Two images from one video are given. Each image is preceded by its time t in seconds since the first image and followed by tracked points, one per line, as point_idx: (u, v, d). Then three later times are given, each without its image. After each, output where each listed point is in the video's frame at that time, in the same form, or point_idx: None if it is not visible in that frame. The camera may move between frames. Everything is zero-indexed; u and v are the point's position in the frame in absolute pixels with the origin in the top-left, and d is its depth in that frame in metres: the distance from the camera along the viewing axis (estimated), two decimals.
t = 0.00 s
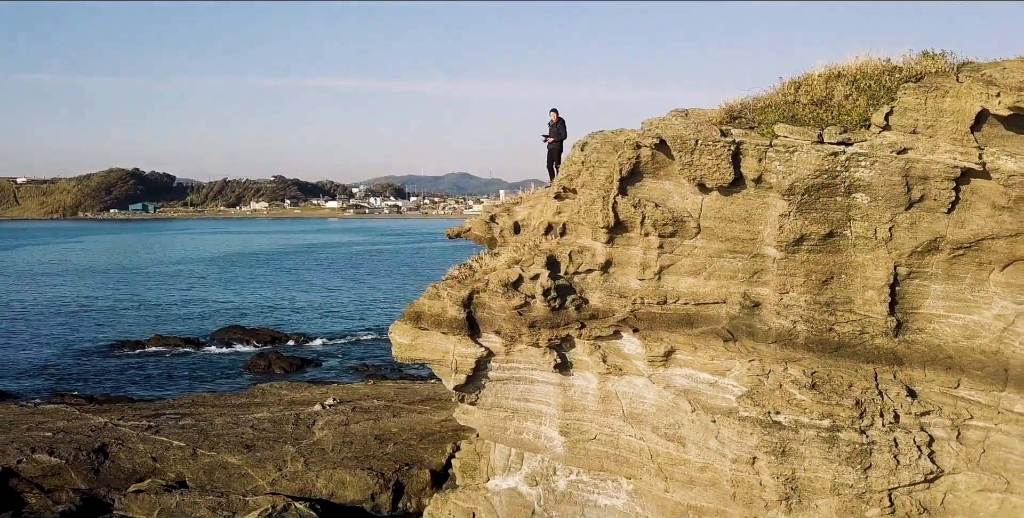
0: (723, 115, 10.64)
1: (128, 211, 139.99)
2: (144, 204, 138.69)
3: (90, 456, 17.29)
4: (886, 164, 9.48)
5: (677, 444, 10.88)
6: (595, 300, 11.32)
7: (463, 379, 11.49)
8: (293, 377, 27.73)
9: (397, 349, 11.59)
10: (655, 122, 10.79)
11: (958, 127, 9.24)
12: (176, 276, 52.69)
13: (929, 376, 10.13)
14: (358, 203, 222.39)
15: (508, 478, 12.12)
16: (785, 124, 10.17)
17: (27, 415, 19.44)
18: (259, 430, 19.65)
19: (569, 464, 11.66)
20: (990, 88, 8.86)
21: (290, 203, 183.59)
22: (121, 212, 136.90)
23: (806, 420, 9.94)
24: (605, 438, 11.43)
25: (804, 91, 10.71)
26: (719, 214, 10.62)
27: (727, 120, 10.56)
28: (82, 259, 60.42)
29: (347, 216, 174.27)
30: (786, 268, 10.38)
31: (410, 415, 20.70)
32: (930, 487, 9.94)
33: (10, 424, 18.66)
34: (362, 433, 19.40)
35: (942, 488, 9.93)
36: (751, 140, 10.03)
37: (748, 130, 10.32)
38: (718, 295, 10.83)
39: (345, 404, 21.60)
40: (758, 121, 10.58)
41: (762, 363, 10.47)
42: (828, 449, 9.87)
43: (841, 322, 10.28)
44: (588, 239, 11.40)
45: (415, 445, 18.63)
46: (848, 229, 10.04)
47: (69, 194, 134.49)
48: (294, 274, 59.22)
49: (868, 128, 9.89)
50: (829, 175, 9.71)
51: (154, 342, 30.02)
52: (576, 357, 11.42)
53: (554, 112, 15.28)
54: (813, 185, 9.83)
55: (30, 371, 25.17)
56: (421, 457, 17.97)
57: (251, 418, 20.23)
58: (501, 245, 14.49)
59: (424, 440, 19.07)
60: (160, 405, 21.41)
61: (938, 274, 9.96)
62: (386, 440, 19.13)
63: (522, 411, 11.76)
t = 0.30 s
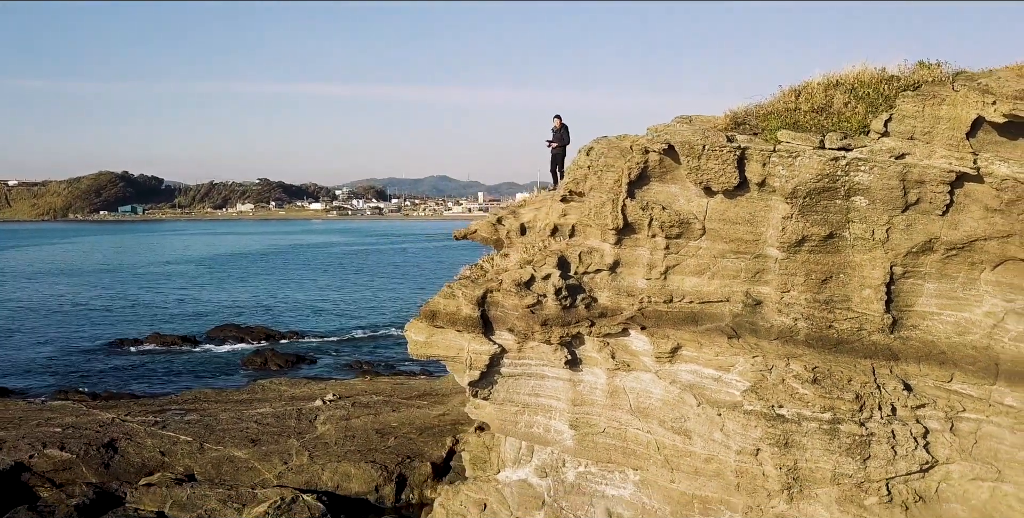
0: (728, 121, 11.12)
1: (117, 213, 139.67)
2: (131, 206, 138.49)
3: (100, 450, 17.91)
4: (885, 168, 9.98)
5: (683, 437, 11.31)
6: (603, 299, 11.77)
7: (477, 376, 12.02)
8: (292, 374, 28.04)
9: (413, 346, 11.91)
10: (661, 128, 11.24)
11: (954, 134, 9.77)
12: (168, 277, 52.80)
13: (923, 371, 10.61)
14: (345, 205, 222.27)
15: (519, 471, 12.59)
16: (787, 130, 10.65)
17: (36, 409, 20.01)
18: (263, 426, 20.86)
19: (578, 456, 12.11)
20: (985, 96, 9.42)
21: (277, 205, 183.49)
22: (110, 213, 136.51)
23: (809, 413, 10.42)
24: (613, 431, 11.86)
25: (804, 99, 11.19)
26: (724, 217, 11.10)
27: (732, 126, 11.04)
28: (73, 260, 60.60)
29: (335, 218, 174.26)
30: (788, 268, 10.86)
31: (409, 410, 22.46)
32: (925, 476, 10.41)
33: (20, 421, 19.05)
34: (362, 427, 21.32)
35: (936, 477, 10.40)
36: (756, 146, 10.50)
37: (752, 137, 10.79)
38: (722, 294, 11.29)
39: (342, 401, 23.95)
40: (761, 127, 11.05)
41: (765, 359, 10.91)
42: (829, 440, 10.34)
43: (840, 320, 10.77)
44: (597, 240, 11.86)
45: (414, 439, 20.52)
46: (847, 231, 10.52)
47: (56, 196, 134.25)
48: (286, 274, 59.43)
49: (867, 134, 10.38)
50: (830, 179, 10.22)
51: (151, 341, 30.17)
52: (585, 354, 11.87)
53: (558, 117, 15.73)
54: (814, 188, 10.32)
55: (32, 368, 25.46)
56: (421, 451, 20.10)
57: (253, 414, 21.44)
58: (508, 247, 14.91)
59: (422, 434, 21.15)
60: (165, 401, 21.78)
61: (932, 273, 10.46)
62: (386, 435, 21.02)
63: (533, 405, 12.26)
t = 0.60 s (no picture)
0: (731, 129, 11.63)
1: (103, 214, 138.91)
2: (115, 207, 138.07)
3: (109, 446, 18.39)
4: (882, 174, 10.53)
5: (688, 430, 11.81)
6: (611, 298, 12.29)
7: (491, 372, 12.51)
8: (290, 371, 28.34)
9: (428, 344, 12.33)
10: (668, 135, 11.76)
11: (949, 141, 10.27)
12: (159, 276, 52.93)
13: (916, 366, 11.11)
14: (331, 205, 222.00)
15: (528, 463, 13.09)
16: (789, 138, 11.19)
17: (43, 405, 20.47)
18: (266, 420, 21.41)
19: (587, 449, 12.61)
20: (980, 105, 9.90)
21: (262, 206, 183.19)
22: (97, 215, 136.23)
23: (810, 407, 10.92)
24: (621, 425, 12.36)
25: (803, 108, 11.75)
26: (727, 220, 11.62)
27: (735, 133, 11.56)
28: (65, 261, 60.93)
29: (321, 219, 174.16)
30: (788, 268, 11.41)
31: (406, 406, 23.90)
32: (918, 466, 10.80)
33: (29, 417, 19.45)
34: (363, 423, 22.48)
35: (929, 467, 10.80)
36: (759, 152, 11.02)
37: (755, 143, 11.32)
38: (724, 293, 11.82)
39: (344, 396, 24.66)
40: (763, 135, 11.59)
41: (766, 355, 11.43)
42: (830, 432, 10.86)
43: (838, 318, 11.30)
44: (605, 242, 12.38)
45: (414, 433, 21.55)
46: (845, 233, 11.07)
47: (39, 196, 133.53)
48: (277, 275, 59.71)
49: (865, 141, 10.92)
50: (829, 184, 10.77)
51: (149, 338, 30.41)
52: (594, 351, 12.38)
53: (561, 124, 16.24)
54: (815, 193, 10.86)
55: (34, 365, 25.79)
56: (420, 444, 21.35)
57: (257, 409, 21.93)
58: (514, 248, 15.40)
59: (422, 428, 22.35)
60: (169, 398, 22.17)
61: (924, 273, 11.01)
62: (387, 429, 22.24)
63: (543, 401, 12.77)
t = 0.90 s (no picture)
0: (735, 135, 12.21)
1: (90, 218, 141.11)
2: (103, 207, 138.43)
3: (122, 441, 19.01)
4: (879, 179, 11.11)
5: (693, 422, 12.37)
6: (619, 297, 12.87)
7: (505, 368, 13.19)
8: (290, 367, 28.71)
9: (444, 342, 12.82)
10: (675, 142, 12.33)
11: (944, 148, 10.84)
12: (154, 275, 53.33)
13: (910, 361, 11.72)
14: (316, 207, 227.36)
15: (538, 455, 13.62)
16: (790, 144, 11.77)
17: (54, 401, 21.11)
18: (272, 415, 22.12)
19: (595, 441, 13.16)
20: (974, 113, 10.45)
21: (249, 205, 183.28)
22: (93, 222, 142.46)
23: (810, 400, 11.50)
24: (629, 418, 12.89)
25: (803, 116, 12.35)
26: (731, 222, 12.18)
27: (739, 139, 12.14)
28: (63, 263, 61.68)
29: (307, 219, 174.73)
30: (788, 268, 11.99)
31: (407, 400, 24.39)
32: (911, 455, 11.39)
33: (43, 413, 20.11)
34: (366, 417, 23.03)
35: (921, 456, 11.36)
36: (763, 158, 11.60)
37: (758, 149, 11.89)
38: (727, 292, 12.38)
39: (345, 391, 25.09)
40: (766, 141, 12.17)
41: (768, 351, 12.01)
42: (829, 424, 11.45)
43: (836, 316, 11.88)
44: (614, 244, 12.99)
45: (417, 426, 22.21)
46: (842, 235, 11.66)
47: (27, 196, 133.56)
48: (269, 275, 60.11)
49: (863, 148, 11.51)
50: (829, 188, 11.36)
51: (151, 336, 30.73)
52: (603, 347, 12.95)
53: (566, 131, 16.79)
54: (814, 196, 11.46)
55: (41, 362, 26.30)
56: (424, 437, 21.97)
57: (263, 405, 22.64)
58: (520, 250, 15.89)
59: (424, 421, 22.97)
60: (176, 395, 22.73)
61: (917, 273, 11.57)
62: (390, 422, 22.86)
63: (553, 395, 13.35)
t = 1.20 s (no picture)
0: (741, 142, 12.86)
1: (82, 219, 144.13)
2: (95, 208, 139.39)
3: (138, 435, 19.98)
4: (878, 184, 11.73)
5: (701, 416, 13.00)
6: (630, 297, 13.56)
7: (522, 365, 13.99)
8: (291, 363, 29.21)
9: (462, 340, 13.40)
10: (684, 149, 12.96)
11: (942, 155, 11.38)
12: (153, 275, 54.13)
13: (905, 357, 12.29)
14: (304, 207, 229.57)
15: (551, 447, 14.28)
16: (794, 151, 12.40)
17: (71, 401, 22.08)
18: (282, 410, 22.57)
19: (607, 434, 13.81)
20: (970, 123, 10.97)
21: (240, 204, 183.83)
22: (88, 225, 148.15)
23: (813, 394, 12.15)
24: (639, 412, 13.51)
25: (804, 125, 12.99)
26: (737, 225, 12.81)
27: (745, 146, 12.76)
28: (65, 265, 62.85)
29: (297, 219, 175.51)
30: (790, 269, 12.63)
31: (410, 395, 24.91)
32: (908, 446, 11.95)
33: (61, 410, 21.25)
34: (372, 411, 23.58)
35: (917, 447, 11.91)
36: (768, 164, 12.24)
37: (763, 156, 12.52)
38: (732, 292, 13.02)
39: (350, 387, 25.59)
40: (771, 148, 12.79)
41: (772, 348, 12.66)
42: (831, 416, 12.10)
43: (837, 314, 12.51)
44: (625, 246, 13.72)
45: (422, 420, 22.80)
46: (842, 237, 12.28)
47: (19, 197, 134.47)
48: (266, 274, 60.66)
49: (863, 155, 12.13)
50: (831, 193, 11.97)
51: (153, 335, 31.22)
52: (615, 344, 13.60)
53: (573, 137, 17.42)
54: (817, 200, 12.07)
55: (53, 359, 27.06)
56: (429, 431, 22.54)
57: (272, 400, 23.08)
58: (530, 252, 16.49)
59: (428, 415, 23.54)
60: (187, 391, 23.50)
61: (911, 273, 12.16)
62: (395, 416, 23.41)
63: (564, 391, 14.06)
